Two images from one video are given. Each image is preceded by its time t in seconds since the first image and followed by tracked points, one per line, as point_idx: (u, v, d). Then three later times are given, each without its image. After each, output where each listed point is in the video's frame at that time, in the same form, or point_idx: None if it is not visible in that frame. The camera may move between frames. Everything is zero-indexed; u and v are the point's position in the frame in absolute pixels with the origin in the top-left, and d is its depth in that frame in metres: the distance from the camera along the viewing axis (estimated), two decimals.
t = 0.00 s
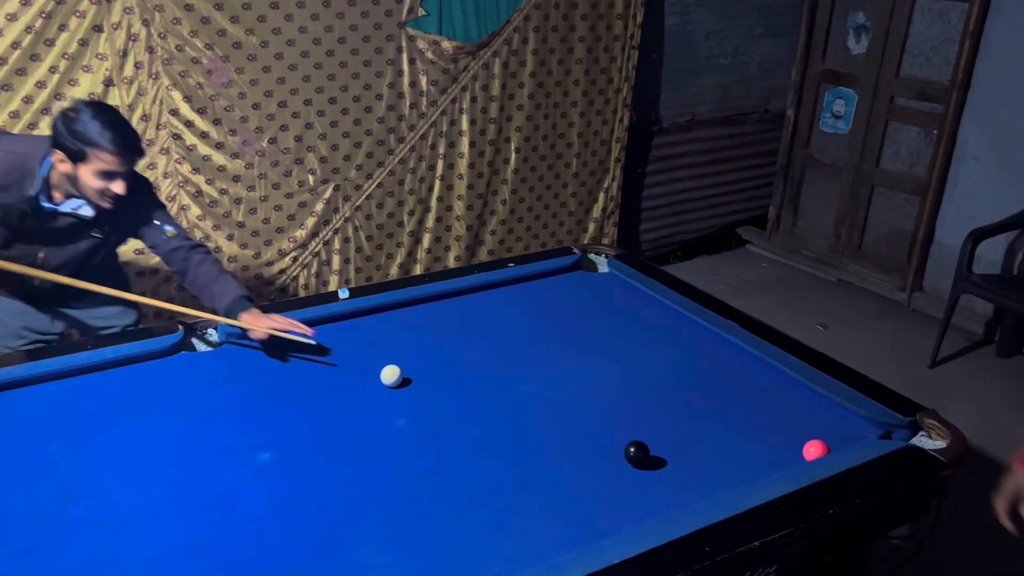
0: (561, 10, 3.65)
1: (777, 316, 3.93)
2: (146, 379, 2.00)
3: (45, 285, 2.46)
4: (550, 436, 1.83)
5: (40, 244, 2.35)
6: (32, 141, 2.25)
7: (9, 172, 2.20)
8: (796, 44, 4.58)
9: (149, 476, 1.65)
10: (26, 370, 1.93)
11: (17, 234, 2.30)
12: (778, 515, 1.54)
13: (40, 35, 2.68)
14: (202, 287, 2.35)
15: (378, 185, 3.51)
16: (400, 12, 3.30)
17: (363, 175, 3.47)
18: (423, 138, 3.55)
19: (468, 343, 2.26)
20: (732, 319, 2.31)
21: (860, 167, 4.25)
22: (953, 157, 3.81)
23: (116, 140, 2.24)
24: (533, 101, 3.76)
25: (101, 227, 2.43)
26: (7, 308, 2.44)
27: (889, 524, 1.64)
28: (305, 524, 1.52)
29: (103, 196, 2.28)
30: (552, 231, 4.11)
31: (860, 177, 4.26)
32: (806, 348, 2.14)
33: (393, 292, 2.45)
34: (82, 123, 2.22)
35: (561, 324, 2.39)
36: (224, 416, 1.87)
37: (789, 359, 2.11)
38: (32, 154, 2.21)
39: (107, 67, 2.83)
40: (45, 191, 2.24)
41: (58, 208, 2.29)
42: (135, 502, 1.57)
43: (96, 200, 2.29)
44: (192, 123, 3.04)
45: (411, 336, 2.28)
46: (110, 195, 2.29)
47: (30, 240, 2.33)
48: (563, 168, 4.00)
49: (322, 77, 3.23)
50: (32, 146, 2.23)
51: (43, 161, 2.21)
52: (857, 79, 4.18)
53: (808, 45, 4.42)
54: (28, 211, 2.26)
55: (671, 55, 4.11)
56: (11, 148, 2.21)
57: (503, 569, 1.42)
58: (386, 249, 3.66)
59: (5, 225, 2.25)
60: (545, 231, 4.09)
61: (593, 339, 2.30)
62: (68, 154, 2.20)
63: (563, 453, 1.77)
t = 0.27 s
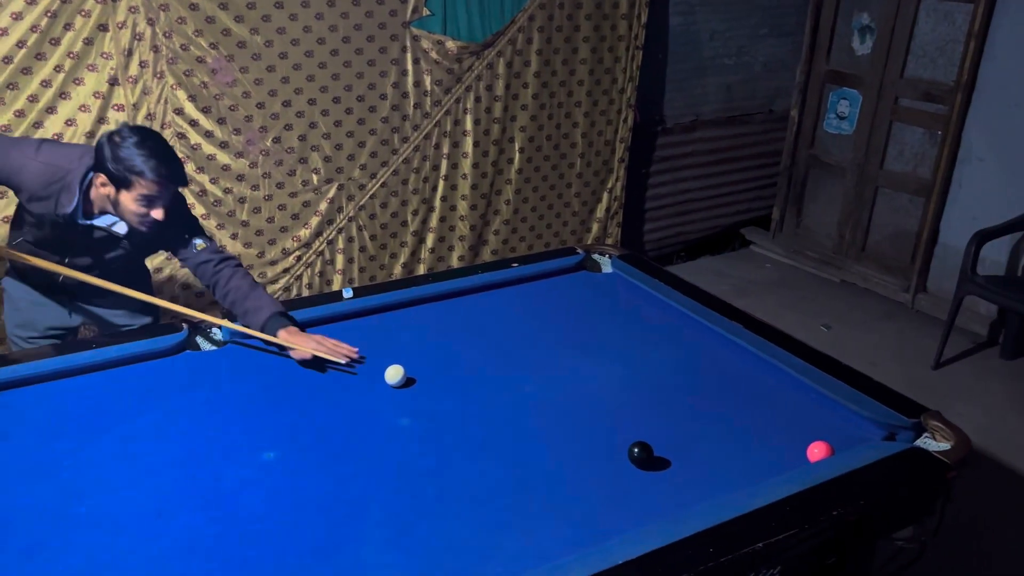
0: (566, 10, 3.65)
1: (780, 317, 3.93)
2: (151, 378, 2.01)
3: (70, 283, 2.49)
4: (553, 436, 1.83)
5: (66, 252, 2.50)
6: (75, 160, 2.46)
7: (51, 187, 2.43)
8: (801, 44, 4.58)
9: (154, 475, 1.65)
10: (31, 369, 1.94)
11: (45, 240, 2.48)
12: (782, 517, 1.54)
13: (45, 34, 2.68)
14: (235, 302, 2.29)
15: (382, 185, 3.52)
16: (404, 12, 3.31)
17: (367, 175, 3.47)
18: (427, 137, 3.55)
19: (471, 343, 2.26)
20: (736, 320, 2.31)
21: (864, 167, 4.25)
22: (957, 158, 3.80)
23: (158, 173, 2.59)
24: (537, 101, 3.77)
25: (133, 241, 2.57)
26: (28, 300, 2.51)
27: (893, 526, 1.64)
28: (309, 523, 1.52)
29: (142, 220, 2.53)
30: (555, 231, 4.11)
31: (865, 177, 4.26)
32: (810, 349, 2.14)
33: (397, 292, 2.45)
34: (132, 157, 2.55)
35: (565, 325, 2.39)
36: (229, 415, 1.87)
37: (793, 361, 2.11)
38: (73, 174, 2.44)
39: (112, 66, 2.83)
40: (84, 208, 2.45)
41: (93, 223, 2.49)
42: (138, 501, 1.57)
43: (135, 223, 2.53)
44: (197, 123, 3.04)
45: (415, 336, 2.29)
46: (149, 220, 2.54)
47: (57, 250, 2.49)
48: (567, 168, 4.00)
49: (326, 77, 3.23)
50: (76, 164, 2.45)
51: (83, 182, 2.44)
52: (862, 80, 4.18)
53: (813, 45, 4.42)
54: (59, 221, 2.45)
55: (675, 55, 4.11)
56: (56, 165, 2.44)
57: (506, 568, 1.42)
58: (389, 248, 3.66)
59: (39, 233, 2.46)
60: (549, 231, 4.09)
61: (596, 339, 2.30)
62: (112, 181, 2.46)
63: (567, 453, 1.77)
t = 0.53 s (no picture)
0: (568, 11, 3.66)
1: (782, 318, 3.93)
2: (152, 377, 2.01)
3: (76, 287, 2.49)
4: (554, 437, 1.83)
5: (73, 261, 2.52)
6: (90, 175, 2.51)
7: (64, 202, 2.46)
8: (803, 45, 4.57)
9: (155, 474, 1.66)
10: (33, 369, 1.94)
11: (53, 247, 2.49)
12: (782, 520, 1.54)
13: (48, 34, 2.69)
14: (246, 311, 2.26)
15: (384, 185, 3.52)
16: (406, 13, 3.31)
17: (369, 175, 3.48)
18: (428, 138, 3.55)
19: (472, 343, 2.26)
20: (737, 321, 2.31)
21: (866, 169, 4.25)
22: (959, 160, 3.80)
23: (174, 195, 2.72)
24: (538, 102, 3.77)
25: (145, 256, 2.65)
26: (32, 299, 2.52)
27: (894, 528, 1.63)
28: (310, 523, 1.53)
29: (155, 239, 2.63)
30: (557, 232, 4.11)
31: (867, 179, 4.25)
32: (811, 351, 2.14)
33: (398, 292, 2.45)
34: (148, 178, 2.66)
35: (566, 325, 2.39)
36: (230, 414, 1.88)
37: (794, 362, 2.11)
38: (87, 190, 2.49)
39: (114, 66, 2.83)
40: (97, 224, 2.50)
41: (105, 237, 2.54)
42: (138, 501, 1.57)
43: (147, 242, 2.62)
44: (198, 122, 3.04)
45: (416, 336, 2.29)
46: (162, 239, 2.66)
47: (65, 258, 2.50)
48: (569, 169, 4.00)
49: (328, 77, 3.24)
50: (89, 180, 2.50)
51: (98, 199, 2.51)
52: (864, 81, 4.18)
53: (815, 46, 4.41)
54: (72, 234, 2.48)
55: (677, 55, 4.11)
56: (71, 180, 2.47)
57: (506, 569, 1.42)
58: (390, 248, 3.66)
59: (50, 242, 2.47)
60: (550, 232, 4.09)
61: (597, 340, 2.30)
62: (128, 202, 2.57)
63: (567, 453, 1.77)
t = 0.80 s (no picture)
0: (570, 11, 3.66)
1: (784, 319, 3.92)
2: (155, 377, 2.01)
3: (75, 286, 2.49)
4: (556, 437, 1.84)
5: (76, 265, 2.45)
6: (97, 185, 2.39)
7: (71, 212, 2.37)
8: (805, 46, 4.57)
9: (158, 474, 1.66)
10: (38, 368, 1.95)
11: (57, 250, 2.43)
12: (784, 521, 1.54)
13: (51, 34, 2.69)
14: (247, 313, 2.24)
15: (386, 185, 3.52)
16: (408, 13, 3.31)
17: (371, 175, 3.48)
18: (431, 138, 3.55)
19: (475, 343, 2.26)
20: (739, 322, 2.31)
21: (868, 170, 4.25)
22: (962, 161, 3.80)
23: (182, 211, 2.47)
24: (540, 102, 3.77)
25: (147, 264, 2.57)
26: (31, 298, 2.51)
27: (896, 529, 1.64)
28: (311, 523, 1.53)
29: (160, 252, 2.47)
30: (559, 232, 4.11)
31: (869, 180, 4.25)
32: (813, 351, 2.14)
33: (400, 292, 2.45)
34: (156, 194, 2.43)
35: (567, 326, 2.39)
36: (232, 414, 1.88)
37: (796, 363, 2.11)
38: (94, 201, 2.37)
39: (117, 66, 2.84)
40: (103, 233, 2.40)
41: (112, 246, 2.44)
42: (140, 500, 1.58)
43: (153, 254, 2.47)
44: (201, 122, 3.05)
45: (418, 336, 2.29)
46: (167, 252, 2.47)
47: (67, 261, 2.44)
48: (571, 170, 4.00)
49: (330, 77, 3.24)
50: (96, 191, 2.38)
51: (104, 210, 2.38)
52: (866, 82, 4.17)
53: (817, 47, 4.41)
54: (78, 243, 2.40)
55: (679, 56, 4.11)
56: (78, 191, 2.37)
57: (507, 569, 1.42)
58: (393, 248, 3.66)
59: (54, 247, 2.41)
60: (552, 232, 4.09)
61: (599, 341, 2.30)
62: (135, 215, 2.40)
63: (569, 454, 1.77)
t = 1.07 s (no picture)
0: (571, 12, 3.66)
1: (785, 320, 3.92)
2: (156, 377, 2.02)
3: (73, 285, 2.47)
4: (557, 437, 1.84)
5: (76, 269, 2.42)
6: (97, 192, 2.41)
7: (71, 217, 2.37)
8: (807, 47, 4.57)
9: (160, 474, 1.66)
10: (39, 368, 1.95)
11: (58, 254, 2.40)
12: (785, 522, 1.54)
13: (53, 34, 2.70)
14: (244, 315, 2.25)
15: (387, 185, 3.52)
16: (410, 14, 3.31)
17: (372, 175, 3.48)
18: (432, 138, 3.55)
19: (475, 344, 2.26)
20: (739, 323, 2.31)
21: (870, 171, 4.24)
22: (963, 162, 3.79)
23: (182, 218, 2.53)
24: (542, 103, 3.77)
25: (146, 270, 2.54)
26: (30, 296, 2.51)
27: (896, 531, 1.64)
28: (311, 523, 1.53)
29: (158, 259, 2.49)
30: (560, 233, 4.11)
31: (870, 181, 4.25)
32: (813, 352, 2.13)
33: (401, 293, 2.45)
34: (156, 202, 2.47)
35: (568, 327, 2.39)
36: (233, 414, 1.88)
37: (797, 364, 2.11)
38: (94, 208, 2.39)
39: (119, 66, 2.84)
40: (102, 239, 2.40)
41: (110, 251, 2.44)
42: (142, 500, 1.58)
43: (151, 260, 2.49)
44: (203, 123, 3.05)
45: (418, 337, 2.29)
46: (165, 259, 2.49)
47: (67, 265, 2.41)
48: (572, 170, 4.01)
49: (331, 77, 3.24)
50: (97, 198, 2.40)
51: (104, 216, 2.39)
52: (867, 83, 4.17)
53: (819, 48, 4.41)
54: (77, 249, 2.39)
55: (680, 57, 4.11)
56: (78, 197, 2.38)
57: (509, 569, 1.42)
58: (394, 249, 3.67)
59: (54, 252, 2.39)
60: (553, 233, 4.09)
61: (600, 342, 2.30)
62: (134, 222, 2.43)
63: (569, 455, 1.77)
